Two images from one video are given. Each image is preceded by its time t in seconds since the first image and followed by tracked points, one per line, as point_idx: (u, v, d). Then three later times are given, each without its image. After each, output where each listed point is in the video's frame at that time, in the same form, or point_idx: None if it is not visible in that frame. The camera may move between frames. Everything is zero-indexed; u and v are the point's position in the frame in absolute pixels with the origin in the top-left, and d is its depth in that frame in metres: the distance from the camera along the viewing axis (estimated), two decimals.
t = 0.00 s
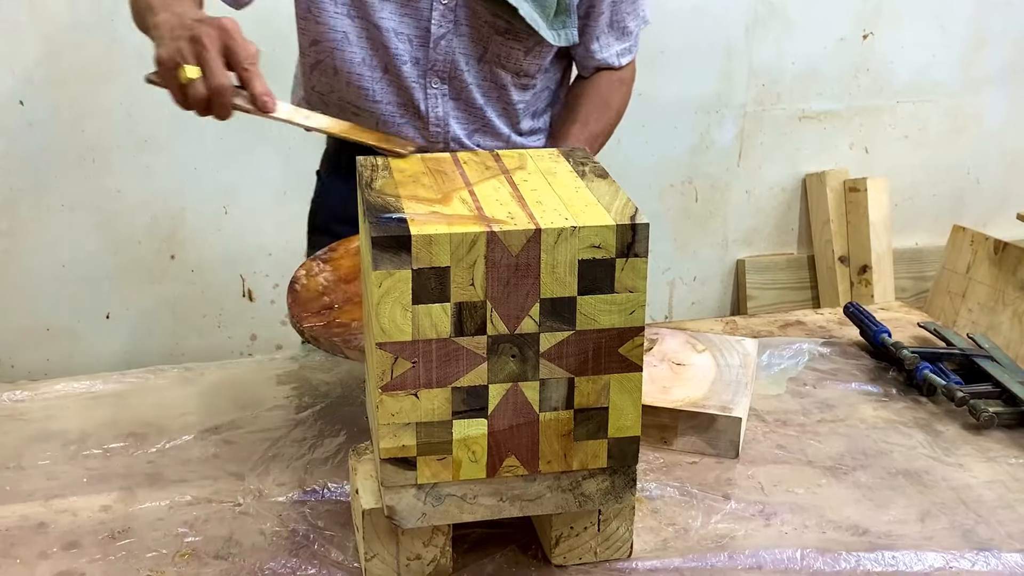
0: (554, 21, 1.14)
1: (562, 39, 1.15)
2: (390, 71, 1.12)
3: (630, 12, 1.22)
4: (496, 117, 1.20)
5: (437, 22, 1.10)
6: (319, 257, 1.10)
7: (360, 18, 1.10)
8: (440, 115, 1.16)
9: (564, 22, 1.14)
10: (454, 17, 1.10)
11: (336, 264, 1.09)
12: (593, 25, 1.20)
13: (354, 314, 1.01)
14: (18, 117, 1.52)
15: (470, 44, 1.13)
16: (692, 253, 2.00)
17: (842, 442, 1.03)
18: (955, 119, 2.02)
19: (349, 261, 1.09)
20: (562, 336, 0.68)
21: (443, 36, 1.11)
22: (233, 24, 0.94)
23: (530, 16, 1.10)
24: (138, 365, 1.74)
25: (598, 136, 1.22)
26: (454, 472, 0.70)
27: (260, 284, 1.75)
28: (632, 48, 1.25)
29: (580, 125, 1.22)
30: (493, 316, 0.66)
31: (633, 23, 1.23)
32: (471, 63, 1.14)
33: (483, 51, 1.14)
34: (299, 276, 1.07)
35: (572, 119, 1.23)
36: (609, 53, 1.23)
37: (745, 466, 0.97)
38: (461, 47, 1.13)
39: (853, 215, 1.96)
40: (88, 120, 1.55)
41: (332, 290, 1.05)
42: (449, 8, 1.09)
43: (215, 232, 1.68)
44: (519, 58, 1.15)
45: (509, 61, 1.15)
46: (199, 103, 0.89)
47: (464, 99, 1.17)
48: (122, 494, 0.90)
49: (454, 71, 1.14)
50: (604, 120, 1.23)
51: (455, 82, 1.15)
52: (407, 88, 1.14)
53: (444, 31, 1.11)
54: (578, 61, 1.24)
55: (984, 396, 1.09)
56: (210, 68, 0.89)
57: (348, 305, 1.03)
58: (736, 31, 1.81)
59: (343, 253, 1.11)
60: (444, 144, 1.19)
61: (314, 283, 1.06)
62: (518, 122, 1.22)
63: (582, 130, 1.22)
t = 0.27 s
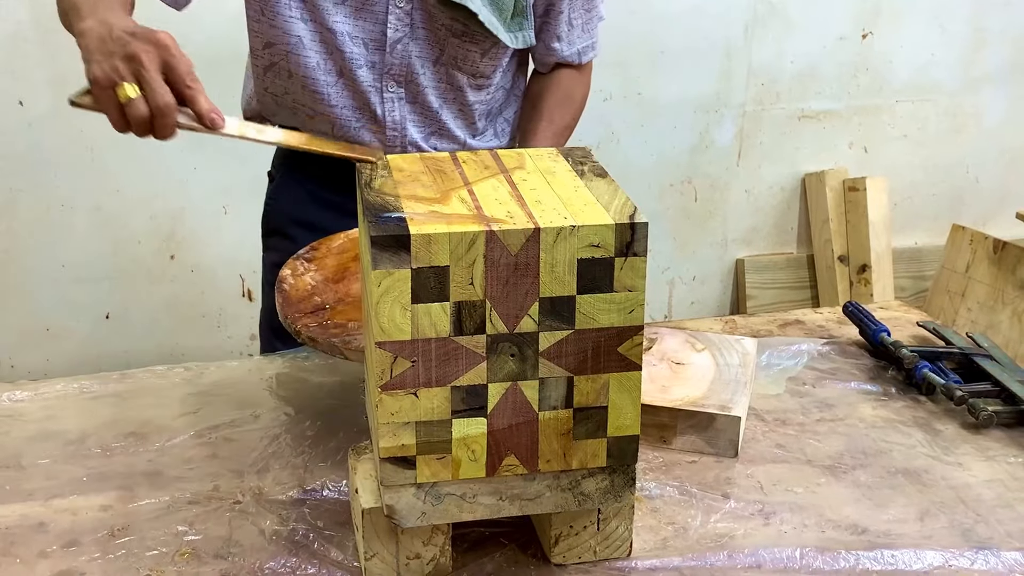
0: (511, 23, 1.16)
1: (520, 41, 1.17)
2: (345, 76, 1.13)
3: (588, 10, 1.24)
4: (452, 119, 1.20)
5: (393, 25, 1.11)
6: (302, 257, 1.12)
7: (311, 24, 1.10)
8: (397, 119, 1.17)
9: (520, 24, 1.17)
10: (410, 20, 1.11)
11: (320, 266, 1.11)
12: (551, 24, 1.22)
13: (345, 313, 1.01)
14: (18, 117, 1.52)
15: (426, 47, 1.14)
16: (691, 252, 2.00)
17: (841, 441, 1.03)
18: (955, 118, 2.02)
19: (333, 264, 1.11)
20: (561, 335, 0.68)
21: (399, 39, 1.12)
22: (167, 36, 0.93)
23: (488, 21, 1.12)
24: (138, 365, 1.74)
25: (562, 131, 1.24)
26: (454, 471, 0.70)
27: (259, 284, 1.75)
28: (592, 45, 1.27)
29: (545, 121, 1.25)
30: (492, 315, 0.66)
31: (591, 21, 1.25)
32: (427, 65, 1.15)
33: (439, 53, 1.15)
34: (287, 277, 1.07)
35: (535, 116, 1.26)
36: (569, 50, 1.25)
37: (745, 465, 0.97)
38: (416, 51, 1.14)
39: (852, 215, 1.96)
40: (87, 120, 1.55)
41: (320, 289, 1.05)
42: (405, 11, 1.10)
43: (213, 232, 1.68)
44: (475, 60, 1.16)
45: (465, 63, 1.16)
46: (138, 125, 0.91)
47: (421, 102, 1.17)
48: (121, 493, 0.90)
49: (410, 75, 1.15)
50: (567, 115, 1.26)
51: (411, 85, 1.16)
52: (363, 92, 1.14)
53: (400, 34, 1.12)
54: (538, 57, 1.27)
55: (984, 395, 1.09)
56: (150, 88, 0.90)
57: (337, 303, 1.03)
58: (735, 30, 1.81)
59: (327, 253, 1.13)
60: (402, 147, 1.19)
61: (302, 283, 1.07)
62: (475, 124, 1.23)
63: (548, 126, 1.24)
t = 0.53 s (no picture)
0: (516, 25, 1.16)
1: (526, 43, 1.17)
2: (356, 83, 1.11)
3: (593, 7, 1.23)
4: (461, 124, 1.20)
5: (403, 30, 1.10)
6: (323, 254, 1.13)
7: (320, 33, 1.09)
8: (409, 125, 1.15)
9: (526, 26, 1.16)
10: (420, 25, 1.10)
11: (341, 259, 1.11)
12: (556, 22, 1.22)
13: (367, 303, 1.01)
14: (18, 118, 1.52)
15: (436, 52, 1.13)
16: (691, 254, 2.00)
17: (841, 443, 1.03)
18: (954, 119, 2.02)
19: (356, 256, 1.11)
20: (561, 337, 0.68)
21: (411, 44, 1.11)
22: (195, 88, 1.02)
23: (494, 25, 1.12)
24: (137, 366, 1.74)
25: (573, 124, 1.25)
26: (454, 473, 0.70)
27: (259, 286, 1.75)
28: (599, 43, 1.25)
29: (557, 116, 1.25)
30: (492, 318, 0.66)
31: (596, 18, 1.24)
32: (437, 70, 1.14)
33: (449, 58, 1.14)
34: (309, 272, 1.08)
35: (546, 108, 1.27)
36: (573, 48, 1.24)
37: (745, 467, 0.98)
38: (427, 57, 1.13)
39: (851, 216, 1.96)
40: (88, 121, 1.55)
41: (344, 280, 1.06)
42: (416, 16, 1.10)
43: (213, 233, 1.68)
44: (485, 63, 1.15)
45: (475, 66, 1.15)
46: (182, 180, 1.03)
47: (431, 108, 1.16)
48: (121, 495, 0.90)
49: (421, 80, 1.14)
50: (578, 109, 1.27)
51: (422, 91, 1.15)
52: (374, 99, 1.13)
53: (411, 40, 1.11)
54: (545, 56, 1.26)
55: (983, 397, 1.09)
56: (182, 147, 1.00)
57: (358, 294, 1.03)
58: (735, 32, 1.82)
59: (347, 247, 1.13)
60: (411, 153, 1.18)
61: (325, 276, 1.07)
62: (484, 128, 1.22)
63: (559, 120, 1.25)
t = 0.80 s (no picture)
0: (539, 22, 1.08)
1: (548, 40, 1.09)
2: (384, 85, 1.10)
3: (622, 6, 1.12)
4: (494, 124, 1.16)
5: (426, 32, 1.07)
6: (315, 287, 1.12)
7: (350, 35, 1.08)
8: (435, 126, 1.13)
9: (550, 23, 1.09)
10: (443, 26, 1.07)
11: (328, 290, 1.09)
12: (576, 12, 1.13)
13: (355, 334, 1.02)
14: (19, 121, 1.52)
15: (463, 53, 1.10)
16: (691, 257, 2.00)
17: (842, 447, 1.03)
18: (954, 123, 2.02)
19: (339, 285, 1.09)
20: (563, 341, 0.68)
21: (434, 45, 1.08)
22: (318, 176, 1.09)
23: (507, 19, 1.05)
24: (138, 368, 1.74)
25: (569, 111, 1.13)
26: (456, 476, 0.70)
27: (260, 288, 1.75)
28: (621, 45, 1.15)
29: (555, 96, 1.14)
30: (494, 321, 0.66)
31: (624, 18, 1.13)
32: (465, 71, 1.11)
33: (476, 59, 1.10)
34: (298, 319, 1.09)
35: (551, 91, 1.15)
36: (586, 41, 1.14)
37: (745, 470, 0.98)
38: (453, 57, 1.10)
39: (851, 220, 1.96)
40: (90, 124, 1.55)
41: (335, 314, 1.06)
42: (438, 16, 1.07)
43: (214, 236, 1.68)
44: (512, 62, 1.10)
45: (502, 65, 1.11)
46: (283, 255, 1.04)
47: (459, 109, 1.13)
48: (123, 497, 0.90)
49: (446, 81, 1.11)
50: (583, 97, 1.14)
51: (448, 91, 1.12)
52: (401, 100, 1.11)
53: (434, 40, 1.08)
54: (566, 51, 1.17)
55: (984, 401, 1.09)
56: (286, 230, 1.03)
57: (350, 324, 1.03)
58: (736, 35, 1.82)
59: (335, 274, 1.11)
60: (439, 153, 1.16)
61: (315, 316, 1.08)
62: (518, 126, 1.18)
63: (558, 102, 1.13)
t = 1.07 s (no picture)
0: (533, 12, 1.05)
1: (540, 31, 1.06)
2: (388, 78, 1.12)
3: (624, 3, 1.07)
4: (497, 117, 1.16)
5: (425, 23, 1.07)
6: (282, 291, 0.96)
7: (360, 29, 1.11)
8: (436, 117, 1.13)
9: (544, 14, 1.05)
10: (442, 17, 1.08)
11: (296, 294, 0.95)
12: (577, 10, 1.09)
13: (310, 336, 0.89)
14: (20, 122, 1.52)
15: (463, 44, 1.10)
16: (691, 257, 2.00)
17: (842, 448, 1.03)
18: (953, 124, 2.02)
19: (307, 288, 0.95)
20: (564, 341, 0.68)
21: (432, 36, 1.08)
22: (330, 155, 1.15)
23: (495, 6, 1.04)
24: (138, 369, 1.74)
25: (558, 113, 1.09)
26: (456, 477, 0.70)
27: (260, 290, 1.75)
28: (624, 45, 1.09)
29: (546, 95, 1.10)
30: (495, 322, 0.66)
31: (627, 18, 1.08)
32: (466, 63, 1.11)
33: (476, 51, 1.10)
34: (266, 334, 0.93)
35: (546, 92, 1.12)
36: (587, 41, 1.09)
37: (746, 471, 0.98)
38: (454, 48, 1.10)
39: (851, 221, 1.96)
40: (91, 125, 1.55)
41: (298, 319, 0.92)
42: (436, 8, 1.07)
43: (214, 237, 1.68)
44: (511, 54, 1.09)
45: (502, 58, 1.10)
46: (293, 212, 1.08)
47: (460, 101, 1.13)
48: (123, 498, 0.90)
49: (446, 73, 1.11)
50: (576, 100, 1.10)
51: (449, 82, 1.12)
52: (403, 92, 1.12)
53: (433, 31, 1.08)
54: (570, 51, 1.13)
55: (985, 402, 1.09)
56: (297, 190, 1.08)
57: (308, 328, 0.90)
58: (736, 37, 1.82)
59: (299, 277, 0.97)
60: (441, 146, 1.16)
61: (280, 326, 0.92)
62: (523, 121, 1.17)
63: (548, 102, 1.10)
